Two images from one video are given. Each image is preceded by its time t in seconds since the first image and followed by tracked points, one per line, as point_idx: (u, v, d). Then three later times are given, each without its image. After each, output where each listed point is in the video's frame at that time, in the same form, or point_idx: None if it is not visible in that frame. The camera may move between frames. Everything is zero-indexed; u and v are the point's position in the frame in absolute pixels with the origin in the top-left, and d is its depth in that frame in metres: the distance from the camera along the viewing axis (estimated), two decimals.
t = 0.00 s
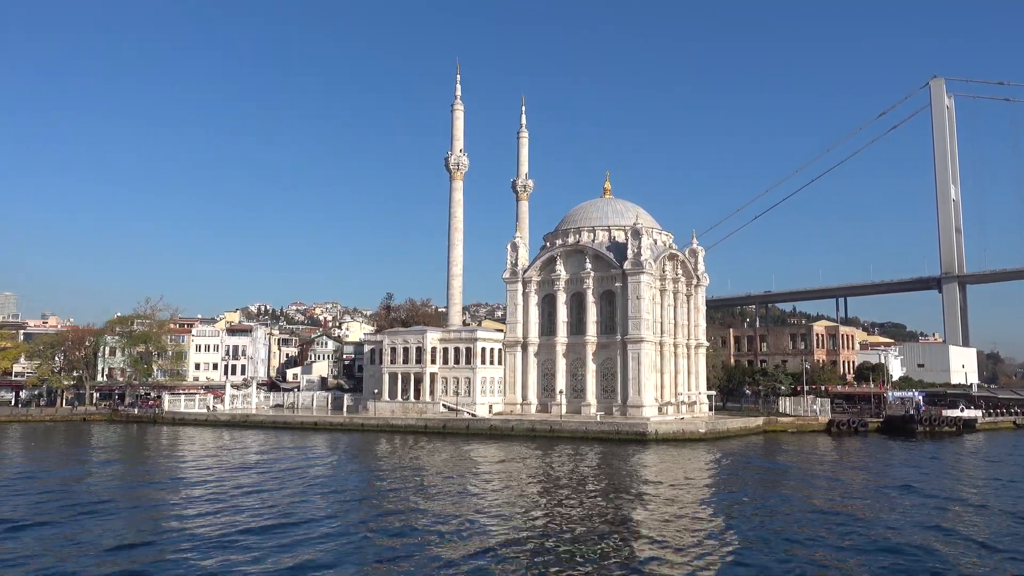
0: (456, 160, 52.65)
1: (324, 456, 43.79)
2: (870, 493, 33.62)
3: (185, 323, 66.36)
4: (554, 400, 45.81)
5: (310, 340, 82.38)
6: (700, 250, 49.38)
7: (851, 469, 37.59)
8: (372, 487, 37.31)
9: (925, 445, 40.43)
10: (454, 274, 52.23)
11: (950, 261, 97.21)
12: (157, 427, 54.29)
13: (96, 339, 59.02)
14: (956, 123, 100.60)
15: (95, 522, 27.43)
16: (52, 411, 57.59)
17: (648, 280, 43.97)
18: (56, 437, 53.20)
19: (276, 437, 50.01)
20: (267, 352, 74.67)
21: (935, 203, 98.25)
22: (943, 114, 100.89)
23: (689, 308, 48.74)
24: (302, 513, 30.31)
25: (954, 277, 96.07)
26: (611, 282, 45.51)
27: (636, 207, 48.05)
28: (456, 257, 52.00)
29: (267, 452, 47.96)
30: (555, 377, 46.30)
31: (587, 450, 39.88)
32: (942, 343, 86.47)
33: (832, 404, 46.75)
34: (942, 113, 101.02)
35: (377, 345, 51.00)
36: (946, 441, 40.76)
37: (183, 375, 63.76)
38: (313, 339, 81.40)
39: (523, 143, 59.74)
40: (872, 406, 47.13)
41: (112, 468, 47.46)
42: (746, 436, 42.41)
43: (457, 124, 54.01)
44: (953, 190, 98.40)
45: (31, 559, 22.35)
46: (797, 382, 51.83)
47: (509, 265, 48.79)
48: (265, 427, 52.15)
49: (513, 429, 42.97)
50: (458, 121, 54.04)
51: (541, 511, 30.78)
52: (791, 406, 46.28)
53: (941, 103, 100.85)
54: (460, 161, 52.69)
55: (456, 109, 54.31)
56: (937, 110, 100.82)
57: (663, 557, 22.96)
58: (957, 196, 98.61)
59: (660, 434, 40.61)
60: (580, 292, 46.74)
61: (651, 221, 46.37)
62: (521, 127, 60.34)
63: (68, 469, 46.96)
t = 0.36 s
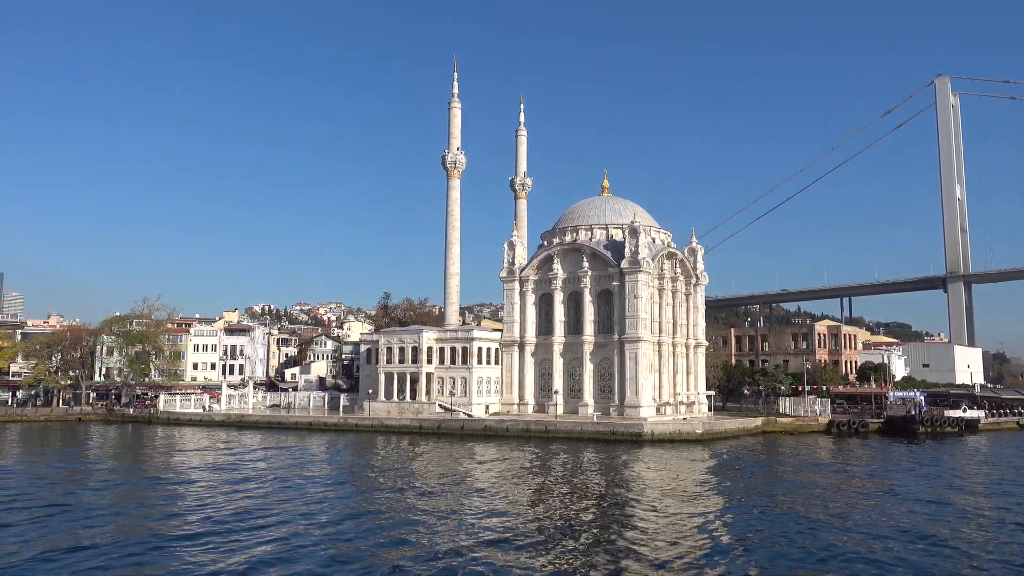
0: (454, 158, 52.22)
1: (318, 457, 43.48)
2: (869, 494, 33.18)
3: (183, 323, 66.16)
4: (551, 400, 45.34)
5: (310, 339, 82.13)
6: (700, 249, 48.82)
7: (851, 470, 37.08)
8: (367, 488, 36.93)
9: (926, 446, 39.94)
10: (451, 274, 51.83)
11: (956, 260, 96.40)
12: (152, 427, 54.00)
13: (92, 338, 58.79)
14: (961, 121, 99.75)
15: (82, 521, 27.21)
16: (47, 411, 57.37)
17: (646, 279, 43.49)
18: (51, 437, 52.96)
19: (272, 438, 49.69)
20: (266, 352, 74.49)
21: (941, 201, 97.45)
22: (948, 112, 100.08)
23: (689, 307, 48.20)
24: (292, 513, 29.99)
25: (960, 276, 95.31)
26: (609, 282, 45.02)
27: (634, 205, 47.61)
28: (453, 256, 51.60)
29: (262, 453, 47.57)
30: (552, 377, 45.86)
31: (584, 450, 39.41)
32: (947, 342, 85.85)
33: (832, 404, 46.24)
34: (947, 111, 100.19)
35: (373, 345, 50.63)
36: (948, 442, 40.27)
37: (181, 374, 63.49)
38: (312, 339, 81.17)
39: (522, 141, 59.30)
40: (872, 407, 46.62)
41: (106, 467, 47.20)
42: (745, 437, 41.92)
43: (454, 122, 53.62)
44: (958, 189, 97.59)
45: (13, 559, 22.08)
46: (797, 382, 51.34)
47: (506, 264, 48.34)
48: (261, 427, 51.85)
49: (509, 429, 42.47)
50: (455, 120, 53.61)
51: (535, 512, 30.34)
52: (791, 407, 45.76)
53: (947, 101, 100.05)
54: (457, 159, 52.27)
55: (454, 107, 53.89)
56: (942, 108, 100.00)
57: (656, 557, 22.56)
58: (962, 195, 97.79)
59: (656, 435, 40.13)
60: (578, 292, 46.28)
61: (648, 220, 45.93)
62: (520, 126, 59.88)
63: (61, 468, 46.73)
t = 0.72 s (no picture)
0: (450, 156, 51.80)
1: (312, 457, 43.09)
2: (867, 495, 32.69)
3: (181, 322, 65.86)
4: (547, 401, 44.89)
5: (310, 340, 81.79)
6: (699, 248, 48.31)
7: (850, 471, 36.57)
8: (360, 487, 36.55)
9: (927, 447, 39.40)
10: (448, 273, 51.42)
11: (961, 259, 95.64)
12: (147, 427, 53.67)
13: (88, 338, 58.49)
14: (966, 120, 99.01)
15: (68, 520, 26.92)
16: (43, 411, 57.10)
17: (643, 278, 43.01)
18: (44, 437, 52.65)
19: (267, 438, 49.33)
20: (265, 352, 74.16)
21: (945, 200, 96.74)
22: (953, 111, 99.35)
23: (687, 306, 47.75)
24: (282, 512, 29.66)
25: (965, 276, 94.58)
26: (606, 281, 44.56)
27: (631, 203, 47.15)
28: (450, 255, 51.18)
29: (256, 453, 47.20)
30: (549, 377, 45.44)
31: (579, 451, 38.95)
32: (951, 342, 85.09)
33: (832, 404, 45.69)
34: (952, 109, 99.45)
35: (369, 344, 50.24)
36: (949, 443, 39.73)
37: (177, 375, 63.17)
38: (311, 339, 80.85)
39: (520, 140, 58.86)
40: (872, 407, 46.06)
41: (98, 468, 46.90)
42: (743, 437, 41.43)
43: (451, 119, 53.21)
44: (963, 188, 96.86)
45: None
46: (797, 382, 50.80)
47: (503, 262, 47.90)
48: (256, 428, 51.49)
49: (504, 430, 42.01)
50: (452, 117, 53.21)
51: (528, 512, 29.94)
52: (790, 407, 45.25)
53: (951, 100, 99.33)
54: (454, 157, 51.86)
55: (450, 105, 53.49)
56: (947, 107, 99.27)
57: (650, 558, 22.12)
58: (967, 194, 97.06)
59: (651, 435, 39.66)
60: (575, 291, 45.82)
61: (645, 218, 45.49)
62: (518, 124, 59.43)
63: (53, 468, 46.42)
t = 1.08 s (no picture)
0: (447, 154, 51.38)
1: (305, 458, 42.69)
2: (866, 496, 32.22)
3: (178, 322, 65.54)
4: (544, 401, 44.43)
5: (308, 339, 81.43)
6: (697, 247, 47.87)
7: (849, 472, 36.08)
8: (353, 487, 36.18)
9: (927, 448, 38.87)
10: (444, 271, 50.99)
11: (965, 259, 94.87)
12: (141, 427, 53.32)
13: (83, 337, 58.16)
14: (971, 119, 98.23)
15: (53, 519, 26.62)
16: (37, 411, 56.80)
17: (641, 276, 42.52)
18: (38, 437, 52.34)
19: (262, 438, 48.92)
20: (262, 352, 73.79)
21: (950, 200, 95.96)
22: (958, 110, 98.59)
23: (685, 306, 47.37)
24: (271, 512, 29.33)
25: (969, 276, 93.81)
26: (602, 280, 44.09)
27: (629, 201, 46.71)
28: (446, 254, 50.76)
29: (250, 453, 46.83)
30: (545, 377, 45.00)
31: (574, 452, 38.50)
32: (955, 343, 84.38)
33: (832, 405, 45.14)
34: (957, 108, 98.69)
35: (364, 344, 49.83)
36: (950, 444, 39.19)
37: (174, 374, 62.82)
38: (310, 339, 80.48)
39: (518, 138, 58.42)
40: (873, 408, 45.52)
41: (91, 467, 46.55)
42: (740, 438, 40.93)
43: (448, 117, 52.80)
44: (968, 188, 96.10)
45: None
46: (796, 382, 50.25)
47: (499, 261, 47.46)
48: (251, 428, 51.11)
49: (500, 431, 41.55)
50: (449, 115, 52.81)
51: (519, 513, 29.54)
52: (789, 408, 44.71)
53: (956, 99, 98.58)
54: (451, 155, 51.45)
55: (447, 103, 53.07)
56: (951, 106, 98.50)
57: (644, 560, 21.67)
58: (972, 193, 96.30)
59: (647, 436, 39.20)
60: (572, 290, 45.37)
61: (643, 216, 45.06)
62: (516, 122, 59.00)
63: (45, 467, 46.10)
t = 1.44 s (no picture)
0: (443, 152, 50.99)
1: (298, 458, 42.32)
2: (862, 497, 31.79)
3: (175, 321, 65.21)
4: (539, 401, 43.97)
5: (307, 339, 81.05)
6: (694, 246, 47.43)
7: (846, 472, 35.61)
8: (344, 488, 35.88)
9: (926, 449, 38.36)
10: (440, 270, 50.59)
11: (969, 259, 94.06)
12: (135, 428, 53.01)
13: (78, 337, 57.87)
14: (974, 118, 97.44)
15: (37, 518, 26.35)
16: (32, 411, 56.56)
17: (637, 275, 42.08)
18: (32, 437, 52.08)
19: (256, 439, 48.58)
20: (260, 352, 73.44)
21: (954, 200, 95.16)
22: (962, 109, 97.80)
23: (682, 305, 46.90)
24: (259, 512, 29.03)
25: (973, 275, 93.02)
26: (598, 278, 43.63)
27: (625, 199, 46.29)
28: (442, 253, 50.35)
29: (244, 453, 46.49)
30: (541, 377, 44.56)
31: (569, 452, 38.05)
32: (958, 342, 83.62)
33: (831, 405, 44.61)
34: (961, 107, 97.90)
35: (360, 344, 49.46)
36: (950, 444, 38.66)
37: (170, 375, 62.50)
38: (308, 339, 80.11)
39: (515, 137, 58.01)
40: (873, 408, 44.97)
41: (83, 467, 46.25)
42: (738, 438, 40.45)
43: (444, 114, 52.39)
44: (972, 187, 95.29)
45: None
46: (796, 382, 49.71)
47: (495, 260, 47.04)
48: (246, 428, 50.76)
49: (494, 432, 41.13)
50: (445, 113, 52.41)
51: (510, 514, 29.16)
52: (787, 408, 44.21)
53: (960, 99, 97.77)
54: (446, 153, 51.04)
55: (443, 100, 52.66)
56: (955, 105, 97.71)
57: (634, 560, 21.27)
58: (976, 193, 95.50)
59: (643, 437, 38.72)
60: (568, 289, 44.92)
61: (639, 214, 44.62)
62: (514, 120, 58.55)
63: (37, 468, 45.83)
